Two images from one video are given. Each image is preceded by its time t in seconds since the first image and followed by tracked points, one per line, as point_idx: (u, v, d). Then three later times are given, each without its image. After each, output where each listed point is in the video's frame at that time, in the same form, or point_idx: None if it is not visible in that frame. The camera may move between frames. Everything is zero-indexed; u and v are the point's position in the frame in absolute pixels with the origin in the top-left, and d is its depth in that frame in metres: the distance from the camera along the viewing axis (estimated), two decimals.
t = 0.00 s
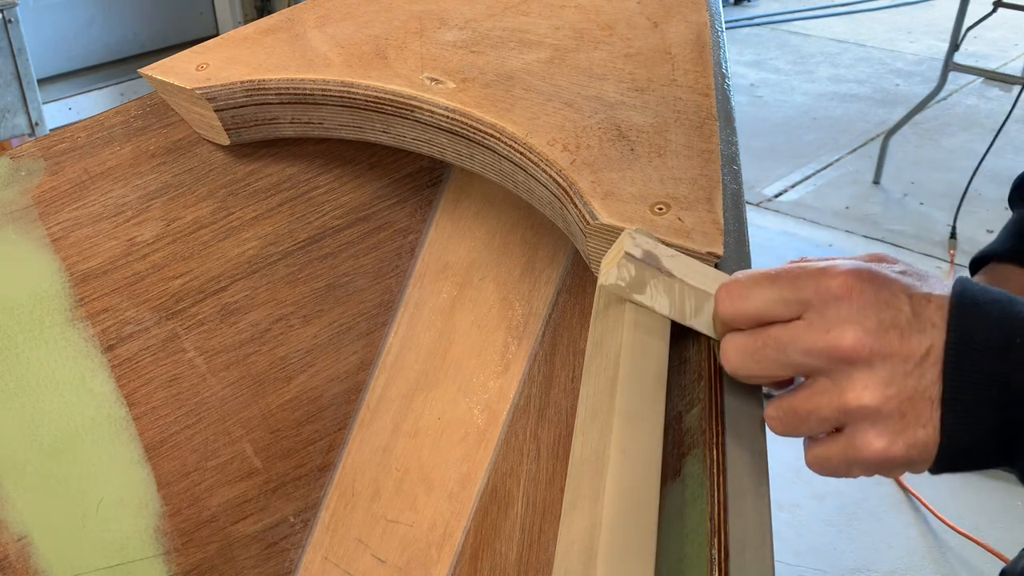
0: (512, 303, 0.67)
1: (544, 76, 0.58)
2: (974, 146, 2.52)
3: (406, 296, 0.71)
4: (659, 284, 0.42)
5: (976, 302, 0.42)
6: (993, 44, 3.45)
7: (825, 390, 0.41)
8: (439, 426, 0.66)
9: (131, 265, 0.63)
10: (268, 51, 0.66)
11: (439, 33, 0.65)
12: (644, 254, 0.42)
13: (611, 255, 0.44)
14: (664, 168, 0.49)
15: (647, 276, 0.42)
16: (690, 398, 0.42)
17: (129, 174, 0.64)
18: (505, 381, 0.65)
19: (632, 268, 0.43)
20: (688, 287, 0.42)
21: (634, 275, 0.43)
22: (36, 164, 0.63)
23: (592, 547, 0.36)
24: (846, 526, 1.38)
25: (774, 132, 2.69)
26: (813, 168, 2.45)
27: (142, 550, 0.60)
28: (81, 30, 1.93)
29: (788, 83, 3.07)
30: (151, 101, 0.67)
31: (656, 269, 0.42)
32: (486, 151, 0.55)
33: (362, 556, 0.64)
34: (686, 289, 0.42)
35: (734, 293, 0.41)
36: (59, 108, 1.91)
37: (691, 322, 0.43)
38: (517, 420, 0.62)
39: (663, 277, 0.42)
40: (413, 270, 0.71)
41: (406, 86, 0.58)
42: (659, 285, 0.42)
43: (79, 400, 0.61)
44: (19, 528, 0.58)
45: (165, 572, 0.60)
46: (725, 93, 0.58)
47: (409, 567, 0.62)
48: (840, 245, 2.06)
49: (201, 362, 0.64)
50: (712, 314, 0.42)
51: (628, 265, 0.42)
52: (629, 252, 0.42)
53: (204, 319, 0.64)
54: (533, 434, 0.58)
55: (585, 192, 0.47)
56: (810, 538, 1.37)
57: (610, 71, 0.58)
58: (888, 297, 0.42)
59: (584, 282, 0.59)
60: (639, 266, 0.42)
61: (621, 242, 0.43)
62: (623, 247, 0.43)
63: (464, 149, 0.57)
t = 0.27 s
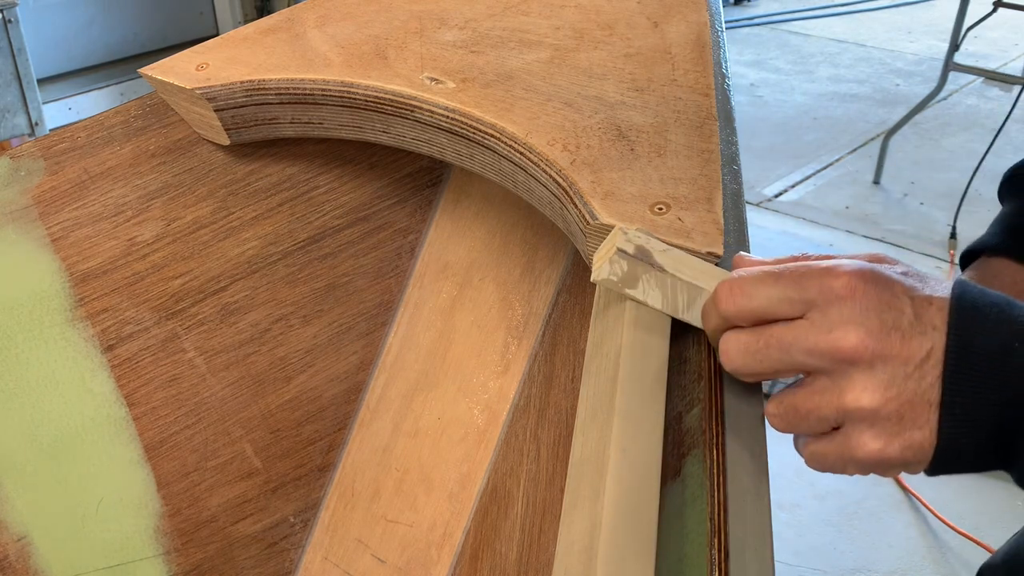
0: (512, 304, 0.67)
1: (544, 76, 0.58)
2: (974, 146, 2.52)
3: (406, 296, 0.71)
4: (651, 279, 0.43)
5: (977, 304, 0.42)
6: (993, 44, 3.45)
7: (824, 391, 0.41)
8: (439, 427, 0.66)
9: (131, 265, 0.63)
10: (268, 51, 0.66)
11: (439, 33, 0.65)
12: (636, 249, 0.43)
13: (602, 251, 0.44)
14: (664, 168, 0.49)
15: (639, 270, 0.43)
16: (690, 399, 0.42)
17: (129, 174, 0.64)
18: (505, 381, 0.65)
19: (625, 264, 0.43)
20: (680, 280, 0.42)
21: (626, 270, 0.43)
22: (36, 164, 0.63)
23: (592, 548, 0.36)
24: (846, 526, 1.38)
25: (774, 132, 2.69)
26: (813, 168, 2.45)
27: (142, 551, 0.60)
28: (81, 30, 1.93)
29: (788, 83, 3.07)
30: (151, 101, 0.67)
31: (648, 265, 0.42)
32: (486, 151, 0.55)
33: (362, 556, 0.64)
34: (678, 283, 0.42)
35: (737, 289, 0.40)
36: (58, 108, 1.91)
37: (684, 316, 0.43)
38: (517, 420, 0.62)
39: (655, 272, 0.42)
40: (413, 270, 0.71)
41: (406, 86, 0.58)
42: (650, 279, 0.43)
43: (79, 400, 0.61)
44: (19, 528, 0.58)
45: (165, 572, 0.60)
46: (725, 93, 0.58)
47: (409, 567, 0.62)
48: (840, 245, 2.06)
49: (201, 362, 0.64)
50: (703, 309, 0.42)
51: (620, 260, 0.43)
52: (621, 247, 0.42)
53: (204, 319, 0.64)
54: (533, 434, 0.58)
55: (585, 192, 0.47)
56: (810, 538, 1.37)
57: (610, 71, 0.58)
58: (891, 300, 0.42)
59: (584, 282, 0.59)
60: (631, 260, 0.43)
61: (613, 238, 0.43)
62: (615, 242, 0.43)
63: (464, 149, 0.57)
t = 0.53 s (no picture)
0: (512, 304, 0.67)
1: (544, 76, 0.58)
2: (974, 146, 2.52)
3: (406, 296, 0.71)
4: (648, 280, 0.42)
5: (966, 300, 0.42)
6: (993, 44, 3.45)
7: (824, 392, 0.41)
8: (439, 427, 0.66)
9: (131, 265, 0.63)
10: (268, 51, 0.66)
11: (439, 33, 0.65)
12: (634, 249, 0.42)
13: (599, 252, 0.44)
14: (664, 168, 0.49)
15: (638, 272, 0.42)
16: (691, 399, 0.42)
17: (129, 174, 0.64)
18: (506, 381, 0.65)
19: (622, 264, 0.43)
20: (678, 281, 0.42)
21: (624, 272, 0.43)
22: (36, 164, 0.63)
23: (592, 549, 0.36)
24: (846, 526, 1.38)
25: (774, 132, 2.69)
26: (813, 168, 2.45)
27: (143, 551, 0.60)
28: (81, 31, 1.93)
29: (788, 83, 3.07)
30: (151, 101, 0.67)
31: (645, 265, 0.42)
32: (486, 151, 0.55)
33: (362, 557, 0.64)
34: (675, 284, 0.42)
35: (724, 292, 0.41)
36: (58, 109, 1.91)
37: (682, 316, 0.43)
38: (517, 420, 0.62)
39: (652, 272, 0.42)
40: (413, 270, 0.71)
41: (406, 86, 0.58)
42: (648, 280, 0.42)
43: (79, 400, 0.61)
44: (19, 528, 0.58)
45: (165, 572, 0.60)
46: (725, 93, 0.58)
47: (409, 567, 0.63)
48: (840, 246, 2.06)
49: (201, 362, 0.64)
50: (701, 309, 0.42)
51: (617, 262, 0.42)
52: (618, 249, 0.42)
53: (204, 319, 0.64)
54: (533, 435, 0.58)
55: (585, 192, 0.47)
56: (810, 538, 1.37)
57: (610, 71, 0.58)
58: (887, 300, 0.41)
59: (584, 282, 0.59)
60: (628, 262, 0.42)
61: (610, 239, 0.43)
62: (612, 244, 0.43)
63: (464, 149, 0.57)
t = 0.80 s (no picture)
0: (512, 303, 0.67)
1: (544, 76, 0.58)
2: (975, 146, 2.52)
3: (406, 296, 0.70)
4: (648, 276, 0.43)
5: (955, 279, 0.39)
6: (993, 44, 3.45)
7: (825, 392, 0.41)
8: (439, 427, 0.66)
9: (131, 265, 0.63)
10: (268, 51, 0.66)
11: (439, 33, 0.65)
12: (633, 245, 0.42)
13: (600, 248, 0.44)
14: (664, 168, 0.49)
15: (637, 268, 0.43)
16: (691, 399, 0.42)
17: (129, 174, 0.64)
18: (505, 381, 0.65)
19: (622, 260, 0.43)
20: (677, 278, 0.42)
21: (624, 267, 0.43)
22: (36, 164, 0.63)
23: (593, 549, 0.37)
24: (846, 526, 1.38)
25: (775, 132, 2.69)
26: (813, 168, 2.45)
27: (143, 551, 0.60)
28: (81, 31, 1.94)
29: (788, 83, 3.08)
30: (151, 101, 0.67)
31: (644, 262, 0.42)
32: (486, 151, 0.55)
33: (362, 557, 0.64)
34: (674, 281, 0.42)
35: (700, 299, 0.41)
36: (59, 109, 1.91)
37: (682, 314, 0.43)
38: (517, 420, 0.62)
39: (652, 269, 0.42)
40: (413, 270, 0.71)
41: (406, 86, 0.58)
42: (648, 276, 0.42)
43: (80, 400, 0.61)
44: (18, 528, 0.58)
45: (165, 572, 0.60)
46: (726, 93, 0.58)
47: (409, 567, 0.63)
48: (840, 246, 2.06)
49: (201, 362, 0.64)
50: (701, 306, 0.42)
51: (617, 257, 0.43)
52: (617, 245, 0.42)
53: (204, 319, 0.64)
54: (533, 434, 0.58)
55: (585, 191, 0.47)
56: (810, 538, 1.37)
57: (610, 71, 0.58)
58: (878, 301, 0.40)
59: (584, 281, 0.59)
60: (627, 258, 0.42)
61: (610, 235, 0.43)
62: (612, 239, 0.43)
63: (464, 149, 0.57)
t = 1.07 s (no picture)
0: (512, 303, 0.67)
1: (544, 76, 0.58)
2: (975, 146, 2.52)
3: (406, 296, 0.70)
4: (648, 277, 0.43)
5: (919, 272, 0.39)
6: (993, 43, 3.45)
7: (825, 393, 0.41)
8: (439, 427, 0.66)
9: (131, 265, 0.63)
10: (268, 51, 0.66)
11: (439, 32, 0.65)
12: (634, 245, 0.42)
13: (599, 246, 0.44)
14: (664, 168, 0.49)
15: (637, 269, 0.43)
16: (691, 398, 0.42)
17: (129, 174, 0.64)
18: (505, 381, 0.65)
19: (622, 260, 0.43)
20: (677, 278, 0.42)
21: (624, 267, 0.43)
22: (36, 164, 0.63)
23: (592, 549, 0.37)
24: (846, 526, 1.38)
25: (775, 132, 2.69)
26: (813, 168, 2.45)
27: (142, 551, 0.60)
28: (82, 31, 1.94)
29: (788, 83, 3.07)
30: (151, 101, 0.67)
31: (644, 262, 0.42)
32: (486, 151, 0.55)
33: (362, 557, 0.64)
34: (675, 281, 0.42)
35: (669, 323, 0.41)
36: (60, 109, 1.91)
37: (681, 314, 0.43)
38: (517, 420, 0.62)
39: (653, 269, 0.42)
40: (413, 269, 0.71)
41: (406, 86, 0.58)
42: (648, 276, 0.43)
43: (80, 400, 0.61)
44: (19, 528, 0.58)
45: (165, 572, 0.60)
46: (726, 93, 0.58)
47: (409, 567, 0.63)
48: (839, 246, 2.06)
49: (201, 362, 0.63)
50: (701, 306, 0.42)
51: (618, 257, 0.42)
52: (619, 245, 0.42)
53: (204, 319, 0.64)
54: (533, 434, 0.58)
55: (585, 191, 0.47)
56: (810, 538, 1.37)
57: (610, 71, 0.58)
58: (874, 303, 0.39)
59: (583, 281, 0.59)
60: (628, 259, 0.42)
61: (610, 235, 0.43)
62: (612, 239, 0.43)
63: (464, 149, 0.57)
